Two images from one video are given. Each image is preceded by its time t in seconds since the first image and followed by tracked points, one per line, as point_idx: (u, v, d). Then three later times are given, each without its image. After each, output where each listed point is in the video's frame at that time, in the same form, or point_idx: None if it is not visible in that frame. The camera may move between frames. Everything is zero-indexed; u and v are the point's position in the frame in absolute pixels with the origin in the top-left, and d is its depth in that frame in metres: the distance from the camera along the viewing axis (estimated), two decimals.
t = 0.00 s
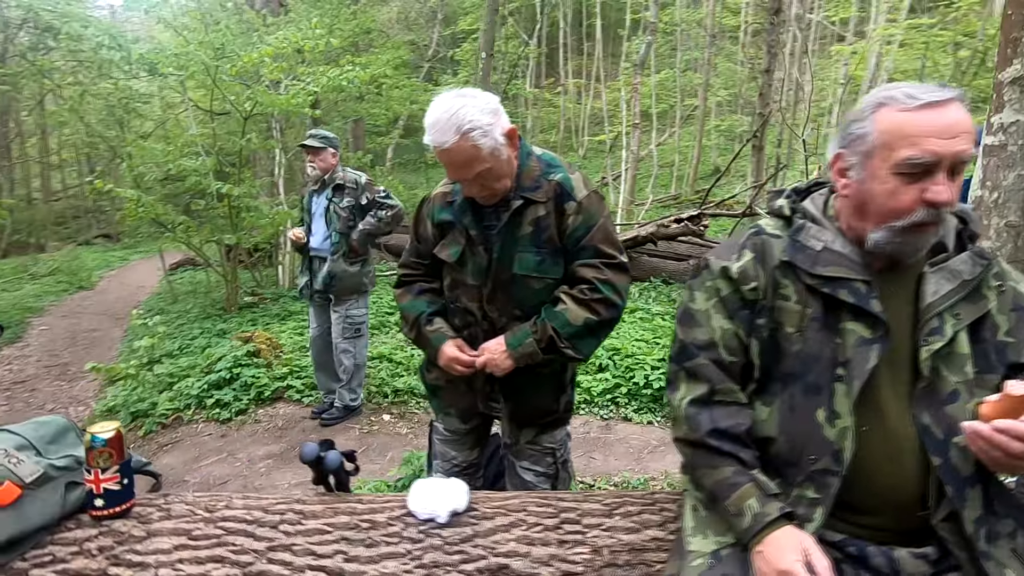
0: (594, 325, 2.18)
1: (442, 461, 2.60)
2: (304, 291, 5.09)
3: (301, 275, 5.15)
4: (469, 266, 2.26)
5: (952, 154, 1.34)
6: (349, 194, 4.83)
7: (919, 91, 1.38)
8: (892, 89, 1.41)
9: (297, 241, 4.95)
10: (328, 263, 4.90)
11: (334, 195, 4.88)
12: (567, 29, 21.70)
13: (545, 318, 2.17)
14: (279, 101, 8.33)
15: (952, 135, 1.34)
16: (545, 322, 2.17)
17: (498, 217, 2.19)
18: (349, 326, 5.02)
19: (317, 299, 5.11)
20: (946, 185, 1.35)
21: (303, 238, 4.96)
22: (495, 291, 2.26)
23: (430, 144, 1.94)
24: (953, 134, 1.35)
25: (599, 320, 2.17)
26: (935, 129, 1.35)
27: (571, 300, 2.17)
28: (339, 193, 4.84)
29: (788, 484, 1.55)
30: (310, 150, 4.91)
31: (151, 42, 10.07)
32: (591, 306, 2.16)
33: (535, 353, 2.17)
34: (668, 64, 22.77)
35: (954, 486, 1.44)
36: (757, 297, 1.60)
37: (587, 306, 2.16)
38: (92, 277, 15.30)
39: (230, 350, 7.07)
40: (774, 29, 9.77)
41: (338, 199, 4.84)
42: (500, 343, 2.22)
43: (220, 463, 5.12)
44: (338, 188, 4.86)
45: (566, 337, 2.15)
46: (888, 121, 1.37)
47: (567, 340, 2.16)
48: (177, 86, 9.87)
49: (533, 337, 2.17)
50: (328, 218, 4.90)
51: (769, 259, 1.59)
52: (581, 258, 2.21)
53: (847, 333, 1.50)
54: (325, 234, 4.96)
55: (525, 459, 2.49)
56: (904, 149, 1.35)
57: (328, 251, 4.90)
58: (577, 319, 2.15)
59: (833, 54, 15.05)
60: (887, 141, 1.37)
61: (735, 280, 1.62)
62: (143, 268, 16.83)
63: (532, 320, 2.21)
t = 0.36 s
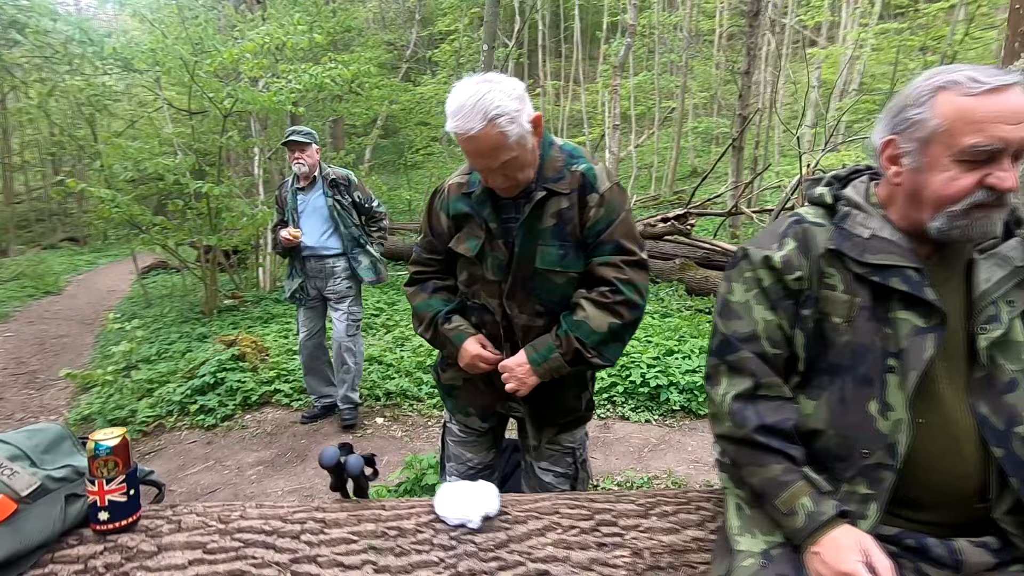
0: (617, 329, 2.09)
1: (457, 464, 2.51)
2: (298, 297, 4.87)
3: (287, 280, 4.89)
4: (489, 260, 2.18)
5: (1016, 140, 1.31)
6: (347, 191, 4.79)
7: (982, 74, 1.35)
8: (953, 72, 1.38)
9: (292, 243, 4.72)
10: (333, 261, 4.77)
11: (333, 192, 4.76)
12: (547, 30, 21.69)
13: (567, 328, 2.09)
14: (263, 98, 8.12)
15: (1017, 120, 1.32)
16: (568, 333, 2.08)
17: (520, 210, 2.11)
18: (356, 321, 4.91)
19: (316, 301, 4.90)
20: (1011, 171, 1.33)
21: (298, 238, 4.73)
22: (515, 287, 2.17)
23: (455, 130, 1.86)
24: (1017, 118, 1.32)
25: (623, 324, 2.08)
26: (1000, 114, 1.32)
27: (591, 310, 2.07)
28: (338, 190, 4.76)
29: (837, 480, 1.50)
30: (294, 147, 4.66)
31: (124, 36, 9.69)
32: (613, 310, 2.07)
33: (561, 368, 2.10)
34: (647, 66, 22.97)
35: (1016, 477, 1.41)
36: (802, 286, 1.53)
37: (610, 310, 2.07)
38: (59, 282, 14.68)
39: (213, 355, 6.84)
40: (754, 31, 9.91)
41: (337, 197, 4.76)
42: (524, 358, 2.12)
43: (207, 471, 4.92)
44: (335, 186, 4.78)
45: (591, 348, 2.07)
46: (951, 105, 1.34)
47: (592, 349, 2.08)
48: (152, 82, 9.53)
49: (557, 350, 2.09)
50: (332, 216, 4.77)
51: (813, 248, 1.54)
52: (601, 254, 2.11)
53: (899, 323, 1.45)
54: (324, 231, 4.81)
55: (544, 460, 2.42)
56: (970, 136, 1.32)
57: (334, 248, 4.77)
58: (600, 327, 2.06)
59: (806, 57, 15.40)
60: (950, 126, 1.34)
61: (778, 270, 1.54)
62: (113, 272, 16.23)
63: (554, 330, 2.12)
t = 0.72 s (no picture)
0: (635, 335, 2.07)
1: (469, 468, 2.43)
2: (287, 297, 4.64)
3: (276, 279, 4.69)
4: (509, 256, 2.13)
5: None
6: (346, 193, 4.71)
7: None
8: (1001, 67, 1.38)
9: (286, 238, 4.55)
10: (326, 262, 4.63)
11: (331, 192, 4.66)
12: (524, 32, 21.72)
13: (585, 333, 2.04)
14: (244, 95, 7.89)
15: None
16: (586, 340, 2.04)
17: (545, 205, 2.09)
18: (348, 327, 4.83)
19: (304, 304, 4.72)
20: None
21: (293, 235, 4.56)
22: (535, 285, 2.12)
23: (488, 112, 1.88)
24: None
25: (641, 329, 2.05)
26: None
27: (609, 314, 2.03)
28: (337, 190, 4.67)
29: (879, 477, 1.49)
30: (297, 143, 4.52)
31: (93, 27, 9.29)
32: (633, 315, 2.03)
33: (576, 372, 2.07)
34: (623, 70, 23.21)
35: None
36: (842, 282, 1.51)
37: (631, 315, 2.03)
38: (18, 285, 14.00)
39: (192, 359, 6.60)
40: (732, 36, 10.11)
41: (335, 197, 4.67)
42: (539, 361, 2.05)
43: (191, 479, 4.74)
44: (334, 186, 4.69)
45: (608, 354, 2.05)
46: (998, 99, 1.35)
47: (609, 355, 2.06)
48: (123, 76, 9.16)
49: (574, 356, 2.05)
50: (328, 216, 4.63)
51: (852, 244, 1.52)
52: (622, 254, 2.08)
53: (942, 318, 1.44)
54: (320, 230, 4.66)
55: (560, 462, 2.35)
56: (1017, 130, 1.33)
57: (328, 249, 4.64)
58: (618, 334, 2.03)
59: (778, 64, 15.78)
60: (998, 119, 1.34)
61: (818, 266, 1.52)
62: (76, 274, 15.58)
63: (571, 335, 2.07)
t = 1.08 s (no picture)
0: (648, 327, 2.07)
1: (478, 464, 2.40)
2: (284, 295, 4.63)
3: (271, 275, 4.66)
4: (522, 248, 2.11)
5: None
6: (346, 192, 4.76)
7: None
8: None
9: (287, 234, 4.47)
10: (324, 261, 4.66)
11: (332, 190, 4.69)
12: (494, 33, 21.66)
13: (601, 324, 2.03)
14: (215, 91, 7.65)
15: None
16: (602, 332, 2.04)
17: (560, 197, 2.08)
18: (342, 327, 4.86)
19: (299, 303, 4.72)
20: None
21: (295, 231, 4.51)
22: (550, 277, 2.11)
23: (506, 100, 1.86)
24: None
25: (655, 320, 2.06)
26: None
27: (624, 304, 2.03)
28: (338, 189, 4.71)
29: (905, 461, 1.53)
30: (302, 138, 4.49)
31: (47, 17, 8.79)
32: (647, 307, 2.04)
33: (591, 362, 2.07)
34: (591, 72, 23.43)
35: None
36: (866, 270, 1.54)
37: (646, 306, 2.04)
38: None
39: (162, 363, 6.34)
40: (703, 40, 10.32)
41: (336, 195, 4.70)
42: (555, 352, 2.03)
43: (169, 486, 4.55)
44: (335, 185, 4.73)
45: (623, 345, 2.05)
46: None
47: (624, 346, 2.06)
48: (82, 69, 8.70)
49: (590, 347, 2.04)
50: (328, 215, 4.66)
51: (875, 233, 1.55)
52: (637, 245, 2.08)
53: (965, 305, 1.49)
54: (319, 228, 4.67)
55: (570, 456, 2.34)
56: None
57: (325, 249, 4.66)
58: (634, 325, 2.03)
59: (743, 68, 16.20)
60: None
61: (843, 255, 1.55)
62: (26, 278, 14.79)
63: (586, 326, 2.06)
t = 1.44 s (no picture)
0: (648, 316, 2.03)
1: (472, 459, 2.33)
2: (266, 285, 4.48)
3: (255, 266, 4.49)
4: (521, 236, 2.03)
5: None
6: (337, 186, 4.67)
7: None
8: None
9: (280, 228, 4.37)
10: (314, 255, 4.58)
11: (324, 184, 4.60)
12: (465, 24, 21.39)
13: (601, 311, 1.99)
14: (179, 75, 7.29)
15: None
16: (603, 319, 1.99)
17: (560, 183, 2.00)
18: (327, 318, 4.80)
19: (282, 292, 4.57)
20: None
21: (288, 225, 4.40)
22: (549, 265, 2.04)
23: (507, 85, 1.78)
24: None
25: (657, 307, 2.02)
26: None
27: (624, 291, 1.99)
28: (330, 184, 4.62)
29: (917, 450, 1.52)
30: (297, 129, 4.36)
31: None
32: (649, 295, 1.99)
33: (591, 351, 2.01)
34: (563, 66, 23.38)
35: None
36: (880, 257, 1.51)
37: (648, 294, 1.99)
38: None
39: (124, 360, 6.03)
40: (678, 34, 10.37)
41: (327, 189, 4.60)
42: (554, 341, 1.97)
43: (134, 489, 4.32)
44: (326, 178, 4.62)
45: (623, 333, 2.01)
46: None
47: (624, 335, 2.02)
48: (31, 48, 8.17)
49: (590, 335, 1.99)
50: (319, 209, 4.56)
51: (888, 220, 1.52)
52: (638, 232, 2.03)
53: (978, 292, 1.48)
54: (309, 222, 4.56)
55: (568, 450, 2.29)
56: None
57: (315, 243, 4.57)
58: (635, 313, 1.99)
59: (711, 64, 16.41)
60: None
61: (856, 243, 1.51)
62: None
63: (586, 313, 2.01)
